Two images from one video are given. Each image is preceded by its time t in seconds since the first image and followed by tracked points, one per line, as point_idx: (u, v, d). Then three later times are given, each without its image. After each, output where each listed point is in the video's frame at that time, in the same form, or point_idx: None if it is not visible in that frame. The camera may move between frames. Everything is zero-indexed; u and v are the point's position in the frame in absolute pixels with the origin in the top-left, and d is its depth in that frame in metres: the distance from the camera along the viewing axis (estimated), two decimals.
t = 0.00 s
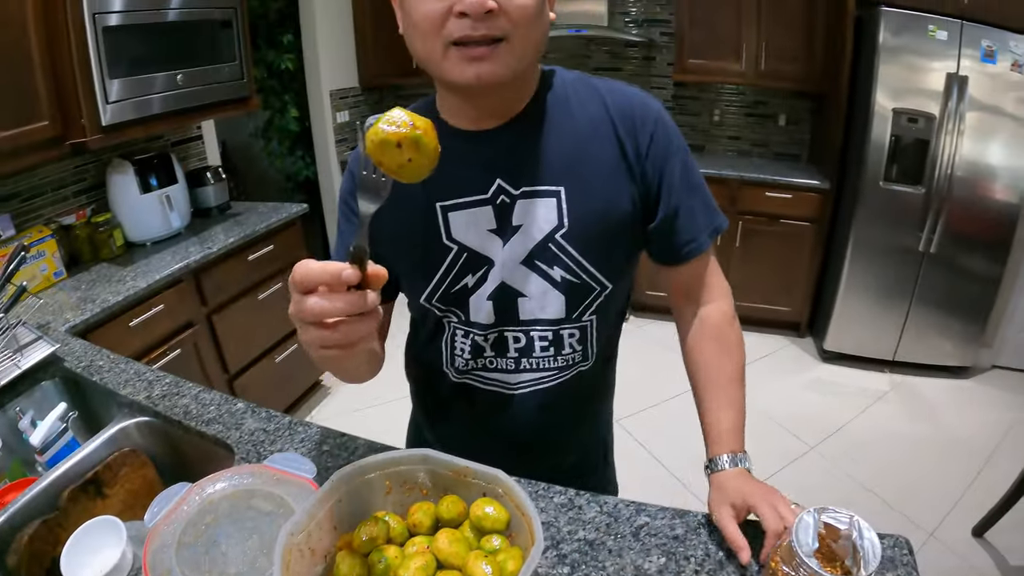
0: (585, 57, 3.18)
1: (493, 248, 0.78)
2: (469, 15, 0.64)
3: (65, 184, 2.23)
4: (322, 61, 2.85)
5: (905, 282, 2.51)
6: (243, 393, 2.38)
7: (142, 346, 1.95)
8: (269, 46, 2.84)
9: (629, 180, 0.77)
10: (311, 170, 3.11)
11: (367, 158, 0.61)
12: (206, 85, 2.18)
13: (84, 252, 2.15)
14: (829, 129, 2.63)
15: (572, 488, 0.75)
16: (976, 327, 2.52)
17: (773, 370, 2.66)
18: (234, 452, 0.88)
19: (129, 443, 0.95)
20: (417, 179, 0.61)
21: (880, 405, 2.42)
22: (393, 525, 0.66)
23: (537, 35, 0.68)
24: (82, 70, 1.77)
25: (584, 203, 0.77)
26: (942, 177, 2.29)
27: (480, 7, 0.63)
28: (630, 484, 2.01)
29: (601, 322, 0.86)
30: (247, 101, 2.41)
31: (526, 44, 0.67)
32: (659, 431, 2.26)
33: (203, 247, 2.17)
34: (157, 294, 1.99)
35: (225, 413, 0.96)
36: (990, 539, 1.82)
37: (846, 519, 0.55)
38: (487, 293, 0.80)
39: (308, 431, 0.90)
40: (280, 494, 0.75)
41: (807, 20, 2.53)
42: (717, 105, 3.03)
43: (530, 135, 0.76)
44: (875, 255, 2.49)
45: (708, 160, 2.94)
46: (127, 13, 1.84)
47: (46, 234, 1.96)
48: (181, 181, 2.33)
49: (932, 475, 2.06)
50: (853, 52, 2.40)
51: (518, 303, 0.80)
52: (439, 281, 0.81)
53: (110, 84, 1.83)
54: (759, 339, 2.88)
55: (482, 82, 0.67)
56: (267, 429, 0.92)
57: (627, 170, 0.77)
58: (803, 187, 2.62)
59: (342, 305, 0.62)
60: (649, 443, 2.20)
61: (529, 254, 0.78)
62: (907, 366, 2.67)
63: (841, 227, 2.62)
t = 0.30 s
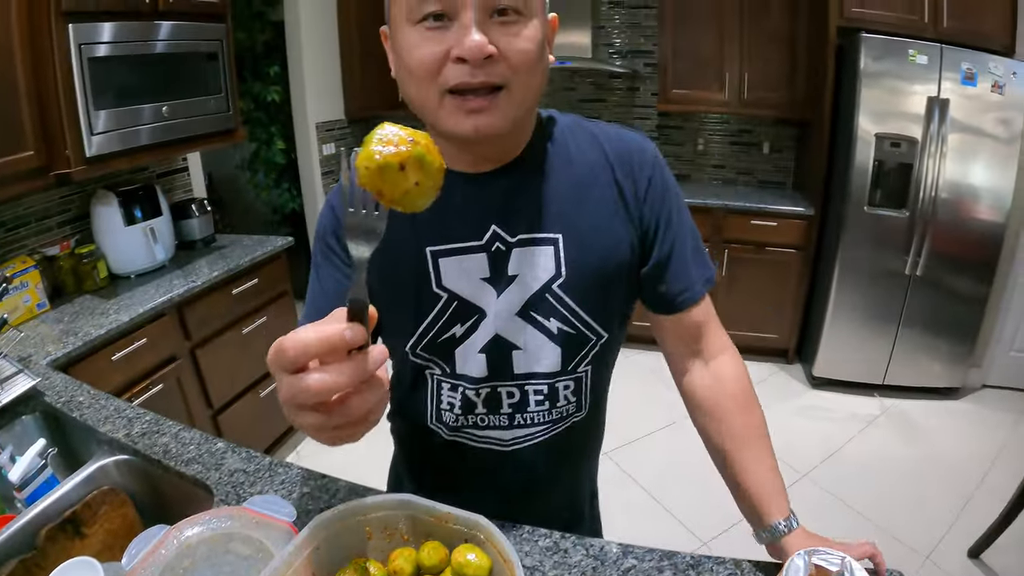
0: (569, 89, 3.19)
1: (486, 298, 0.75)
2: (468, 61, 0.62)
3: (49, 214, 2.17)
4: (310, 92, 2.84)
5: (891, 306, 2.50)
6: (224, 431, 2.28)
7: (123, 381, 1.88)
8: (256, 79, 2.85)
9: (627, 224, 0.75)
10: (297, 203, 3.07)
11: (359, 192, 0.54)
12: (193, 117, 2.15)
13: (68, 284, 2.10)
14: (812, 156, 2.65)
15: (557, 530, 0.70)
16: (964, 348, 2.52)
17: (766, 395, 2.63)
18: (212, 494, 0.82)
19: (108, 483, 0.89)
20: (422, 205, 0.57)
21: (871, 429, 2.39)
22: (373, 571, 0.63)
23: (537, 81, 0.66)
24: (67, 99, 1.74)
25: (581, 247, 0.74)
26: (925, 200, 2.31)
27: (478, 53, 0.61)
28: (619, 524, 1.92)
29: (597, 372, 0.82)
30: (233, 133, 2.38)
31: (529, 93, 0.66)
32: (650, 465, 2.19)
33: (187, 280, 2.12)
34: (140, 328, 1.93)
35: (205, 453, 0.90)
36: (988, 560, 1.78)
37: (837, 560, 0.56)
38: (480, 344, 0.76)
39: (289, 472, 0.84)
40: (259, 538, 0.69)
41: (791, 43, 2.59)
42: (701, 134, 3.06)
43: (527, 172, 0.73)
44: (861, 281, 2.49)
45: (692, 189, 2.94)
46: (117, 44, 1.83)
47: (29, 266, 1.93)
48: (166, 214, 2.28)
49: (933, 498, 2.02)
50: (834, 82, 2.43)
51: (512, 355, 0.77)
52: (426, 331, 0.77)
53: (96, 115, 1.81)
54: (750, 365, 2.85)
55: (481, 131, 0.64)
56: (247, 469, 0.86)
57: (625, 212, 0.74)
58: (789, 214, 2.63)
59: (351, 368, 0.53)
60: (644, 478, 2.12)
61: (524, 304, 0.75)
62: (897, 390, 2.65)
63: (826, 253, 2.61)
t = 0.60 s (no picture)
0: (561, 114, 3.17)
1: (507, 365, 0.74)
2: (508, 97, 0.58)
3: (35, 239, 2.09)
4: (301, 117, 2.81)
5: (890, 327, 2.47)
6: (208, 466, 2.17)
7: (107, 414, 1.78)
8: (247, 103, 2.82)
9: (659, 266, 0.74)
10: (288, 228, 3.02)
11: (368, 272, 0.41)
12: (182, 141, 2.10)
13: (52, 311, 2.02)
14: (806, 177, 2.63)
15: None
16: (963, 366, 2.50)
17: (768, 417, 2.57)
18: (196, 541, 0.81)
19: (89, 523, 0.87)
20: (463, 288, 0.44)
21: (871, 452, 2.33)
22: None
23: (591, 123, 0.62)
24: (52, 117, 1.68)
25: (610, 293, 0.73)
26: (922, 219, 2.29)
27: (524, 89, 0.57)
28: (622, 563, 1.81)
29: (612, 438, 0.82)
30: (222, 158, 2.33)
31: (579, 146, 0.62)
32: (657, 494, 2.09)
33: (175, 309, 2.04)
34: (126, 357, 1.84)
35: (189, 498, 0.89)
36: None
37: None
38: (491, 415, 0.75)
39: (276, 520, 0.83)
40: None
41: (783, 64, 2.57)
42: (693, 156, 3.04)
43: (552, 215, 0.73)
44: (859, 303, 2.45)
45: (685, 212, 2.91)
46: (108, 66, 1.79)
47: (13, 291, 1.83)
48: (154, 240, 2.21)
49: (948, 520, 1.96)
50: (828, 103, 2.42)
51: (526, 425, 0.76)
52: (440, 404, 0.75)
53: (84, 138, 1.76)
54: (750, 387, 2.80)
55: (519, 175, 0.60)
56: (232, 515, 0.84)
57: (661, 246, 0.74)
58: (784, 237, 2.59)
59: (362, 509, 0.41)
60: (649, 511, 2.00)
61: (544, 371, 0.74)
62: (896, 410, 2.61)
63: (822, 275, 2.57)
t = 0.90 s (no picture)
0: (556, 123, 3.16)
1: (508, 391, 0.71)
2: (515, 113, 0.56)
3: (25, 248, 2.05)
4: (295, 125, 2.78)
5: (888, 334, 2.46)
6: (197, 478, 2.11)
7: (95, 426, 1.74)
8: (241, 112, 2.79)
9: (667, 280, 0.72)
10: (282, 237, 2.98)
11: (357, 347, 0.40)
12: (172, 150, 2.05)
13: (43, 321, 1.98)
14: (803, 185, 2.62)
15: None
16: (961, 374, 2.48)
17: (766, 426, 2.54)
18: (180, 560, 0.79)
19: (74, 539, 0.80)
20: (464, 362, 0.42)
21: (870, 461, 2.30)
22: None
23: (604, 141, 0.61)
24: (41, 123, 1.64)
25: (617, 308, 0.70)
26: (919, 227, 2.28)
27: (535, 107, 0.56)
28: None
29: (616, 461, 0.80)
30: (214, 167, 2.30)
31: (593, 166, 0.61)
32: (658, 505, 2.05)
33: (166, 319, 2.00)
34: (116, 369, 1.79)
35: (174, 514, 0.88)
36: None
37: None
38: (490, 441, 0.73)
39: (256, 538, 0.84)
40: None
41: (780, 72, 2.56)
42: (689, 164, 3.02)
43: (558, 229, 0.70)
44: (857, 311, 2.44)
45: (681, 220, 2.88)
46: (104, 73, 1.77)
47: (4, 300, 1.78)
48: (145, 250, 2.17)
49: (951, 528, 1.95)
50: (825, 111, 2.41)
51: (526, 451, 0.74)
52: (440, 434, 0.72)
53: (76, 147, 1.72)
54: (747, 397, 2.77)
55: (527, 196, 0.58)
56: (218, 532, 0.83)
57: (669, 262, 0.72)
58: (781, 245, 2.57)
59: None
60: (651, 526, 1.95)
61: (545, 394, 0.72)
62: (894, 418, 2.59)
63: (820, 283, 2.55)
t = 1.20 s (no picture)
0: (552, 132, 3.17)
1: (507, 396, 0.71)
2: (519, 125, 0.56)
3: (23, 255, 2.05)
4: (292, 134, 2.79)
5: (884, 341, 2.46)
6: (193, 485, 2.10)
7: (91, 435, 1.73)
8: (238, 121, 2.80)
9: (661, 286, 0.72)
10: (279, 246, 2.98)
11: (366, 352, 0.41)
12: (169, 159, 2.05)
13: (40, 328, 1.98)
14: (798, 193, 2.63)
15: None
16: (956, 381, 2.49)
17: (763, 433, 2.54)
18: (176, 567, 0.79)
19: (71, 547, 0.74)
20: (469, 365, 0.42)
21: (866, 468, 2.30)
22: None
23: (605, 154, 0.61)
24: (40, 132, 1.64)
25: (611, 314, 0.71)
26: (913, 234, 2.29)
27: (539, 119, 0.56)
28: None
29: (612, 464, 0.80)
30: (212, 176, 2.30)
31: (593, 179, 0.62)
32: (655, 512, 2.04)
33: (163, 327, 1.99)
34: (113, 376, 1.79)
35: (170, 520, 0.88)
36: None
37: None
38: (488, 445, 0.73)
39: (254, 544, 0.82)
40: None
41: (773, 80, 2.57)
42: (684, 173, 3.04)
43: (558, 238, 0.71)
44: (852, 318, 2.45)
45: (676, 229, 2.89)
46: (102, 81, 1.78)
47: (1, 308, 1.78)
48: (142, 258, 2.17)
49: (948, 533, 1.95)
50: (818, 120, 2.43)
51: (523, 455, 0.74)
52: (439, 439, 0.72)
53: (74, 155, 1.73)
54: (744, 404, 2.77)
55: (531, 208, 0.58)
56: (213, 538, 0.83)
57: (663, 268, 0.72)
58: (776, 253, 2.58)
59: None
60: (648, 534, 1.94)
61: (542, 399, 0.72)
62: (890, 425, 2.60)
63: (815, 290, 2.55)
